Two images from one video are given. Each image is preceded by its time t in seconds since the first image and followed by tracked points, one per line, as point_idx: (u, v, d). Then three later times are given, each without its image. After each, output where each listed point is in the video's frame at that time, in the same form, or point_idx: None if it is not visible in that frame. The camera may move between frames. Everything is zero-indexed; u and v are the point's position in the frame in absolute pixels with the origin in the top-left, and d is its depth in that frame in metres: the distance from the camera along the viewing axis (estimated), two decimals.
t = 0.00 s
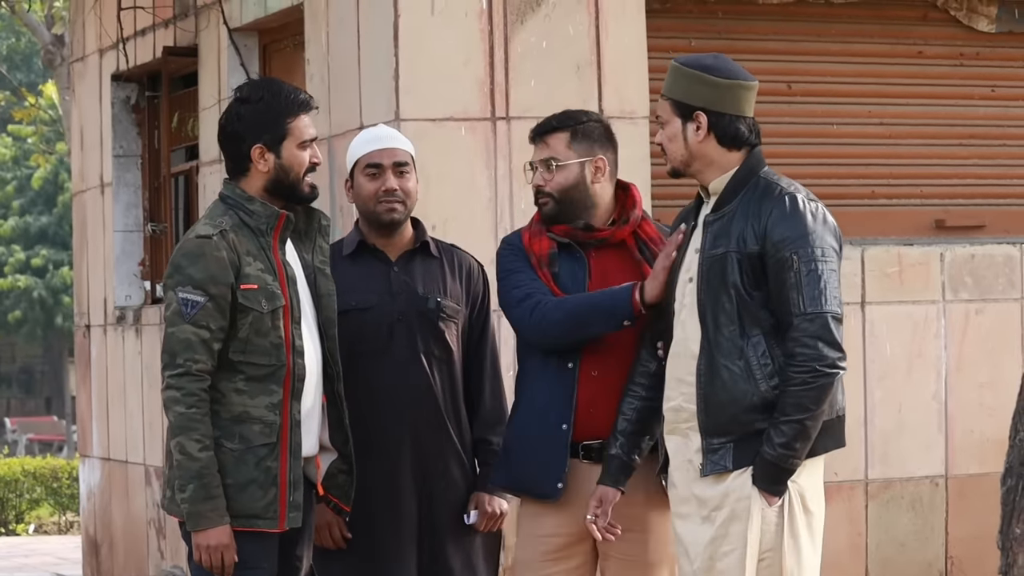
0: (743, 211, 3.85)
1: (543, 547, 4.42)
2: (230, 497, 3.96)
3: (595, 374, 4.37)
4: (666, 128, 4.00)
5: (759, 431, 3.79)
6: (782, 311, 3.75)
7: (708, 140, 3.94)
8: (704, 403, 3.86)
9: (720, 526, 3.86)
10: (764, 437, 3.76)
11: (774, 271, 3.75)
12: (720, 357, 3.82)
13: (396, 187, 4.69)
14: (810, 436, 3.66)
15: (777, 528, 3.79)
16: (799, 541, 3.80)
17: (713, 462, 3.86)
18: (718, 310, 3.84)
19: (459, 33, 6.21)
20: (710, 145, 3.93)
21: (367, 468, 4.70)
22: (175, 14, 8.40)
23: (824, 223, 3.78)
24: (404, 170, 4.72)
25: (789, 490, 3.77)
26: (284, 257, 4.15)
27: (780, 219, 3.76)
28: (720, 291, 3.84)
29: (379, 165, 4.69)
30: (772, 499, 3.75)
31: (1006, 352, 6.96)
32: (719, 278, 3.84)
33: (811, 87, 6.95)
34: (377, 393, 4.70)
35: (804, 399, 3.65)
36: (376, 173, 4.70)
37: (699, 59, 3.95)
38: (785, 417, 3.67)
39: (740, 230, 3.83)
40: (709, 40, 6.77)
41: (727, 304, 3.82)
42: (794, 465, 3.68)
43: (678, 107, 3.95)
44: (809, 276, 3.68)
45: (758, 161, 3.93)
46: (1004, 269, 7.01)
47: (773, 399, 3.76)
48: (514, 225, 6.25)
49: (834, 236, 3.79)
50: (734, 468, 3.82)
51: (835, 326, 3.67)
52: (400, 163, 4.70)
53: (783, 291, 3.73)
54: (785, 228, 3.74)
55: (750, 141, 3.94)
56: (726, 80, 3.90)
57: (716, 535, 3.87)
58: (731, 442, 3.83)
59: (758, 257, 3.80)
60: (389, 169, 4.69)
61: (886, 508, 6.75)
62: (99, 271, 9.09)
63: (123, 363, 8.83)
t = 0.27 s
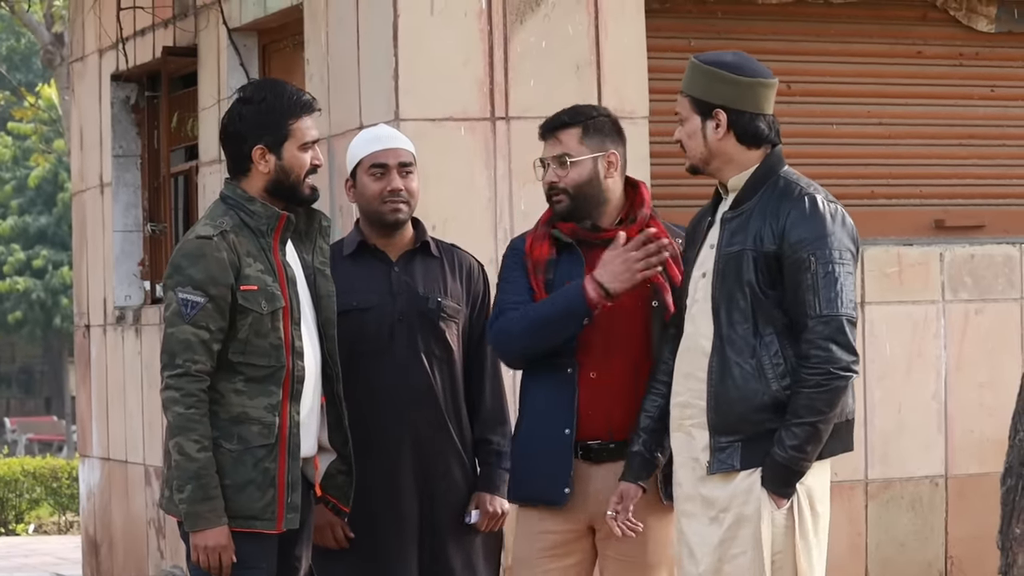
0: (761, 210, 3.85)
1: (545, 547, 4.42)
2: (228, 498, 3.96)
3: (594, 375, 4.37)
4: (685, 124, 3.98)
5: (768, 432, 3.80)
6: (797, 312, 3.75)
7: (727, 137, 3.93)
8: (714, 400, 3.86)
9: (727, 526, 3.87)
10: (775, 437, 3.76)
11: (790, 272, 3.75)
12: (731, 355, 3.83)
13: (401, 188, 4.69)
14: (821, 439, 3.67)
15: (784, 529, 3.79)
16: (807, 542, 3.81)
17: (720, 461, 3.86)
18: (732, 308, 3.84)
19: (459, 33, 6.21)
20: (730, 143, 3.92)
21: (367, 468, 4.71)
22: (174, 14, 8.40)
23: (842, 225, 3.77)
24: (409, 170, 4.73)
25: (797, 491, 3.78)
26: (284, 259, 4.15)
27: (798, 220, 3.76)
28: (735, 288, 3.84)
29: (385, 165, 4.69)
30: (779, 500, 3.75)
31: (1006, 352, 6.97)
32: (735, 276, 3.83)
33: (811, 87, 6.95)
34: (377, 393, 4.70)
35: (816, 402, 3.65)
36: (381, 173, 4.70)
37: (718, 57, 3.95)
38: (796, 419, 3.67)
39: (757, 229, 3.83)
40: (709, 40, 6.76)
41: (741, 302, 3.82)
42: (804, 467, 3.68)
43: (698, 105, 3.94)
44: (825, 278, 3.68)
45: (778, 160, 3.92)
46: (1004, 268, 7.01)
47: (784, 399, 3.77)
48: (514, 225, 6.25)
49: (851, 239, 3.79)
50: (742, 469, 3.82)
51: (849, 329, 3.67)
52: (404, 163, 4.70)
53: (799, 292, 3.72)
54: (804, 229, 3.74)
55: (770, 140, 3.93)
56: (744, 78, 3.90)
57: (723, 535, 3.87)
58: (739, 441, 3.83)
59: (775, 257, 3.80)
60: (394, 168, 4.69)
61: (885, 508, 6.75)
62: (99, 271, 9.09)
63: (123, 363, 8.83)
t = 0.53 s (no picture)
0: (767, 209, 3.84)
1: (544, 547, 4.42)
2: (228, 498, 3.96)
3: (564, 378, 4.36)
4: (698, 120, 3.98)
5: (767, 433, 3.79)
6: (798, 314, 3.74)
7: (740, 134, 3.92)
8: (716, 400, 3.87)
9: (725, 527, 3.87)
10: (772, 439, 3.76)
11: (793, 273, 3.75)
12: (734, 355, 3.83)
13: (405, 188, 4.69)
14: (819, 442, 3.67)
15: (782, 531, 3.79)
16: (807, 544, 3.78)
17: (720, 460, 3.86)
18: (735, 307, 3.84)
19: (458, 32, 6.21)
20: (743, 140, 3.91)
21: (367, 468, 4.71)
22: (174, 14, 8.39)
23: (847, 226, 3.77)
24: (412, 170, 4.73)
25: (796, 491, 3.76)
26: (284, 258, 4.15)
27: (802, 221, 3.75)
28: (739, 287, 3.84)
29: (389, 166, 4.69)
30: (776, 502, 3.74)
31: (1006, 351, 6.96)
32: (738, 275, 3.84)
33: (811, 86, 6.95)
34: (377, 392, 4.70)
35: (814, 405, 3.65)
36: (385, 174, 4.70)
37: (732, 53, 3.93)
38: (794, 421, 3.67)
39: (762, 229, 3.83)
40: (709, 39, 6.76)
41: (744, 301, 3.82)
42: (800, 470, 3.68)
43: (712, 101, 3.93)
44: (826, 280, 3.68)
45: (790, 156, 3.92)
46: (1004, 268, 7.00)
47: (783, 401, 3.76)
48: (513, 225, 6.24)
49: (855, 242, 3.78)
50: (741, 469, 3.82)
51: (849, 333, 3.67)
52: (407, 162, 4.71)
53: (800, 294, 3.72)
54: (806, 231, 3.74)
55: (782, 136, 3.93)
56: (759, 75, 3.89)
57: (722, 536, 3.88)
58: (739, 441, 3.83)
59: (779, 257, 3.80)
60: (397, 168, 4.70)
61: (886, 507, 6.75)
62: (99, 271, 9.09)
63: (122, 363, 8.84)
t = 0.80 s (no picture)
0: (768, 209, 3.84)
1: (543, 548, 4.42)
2: (229, 499, 3.96)
3: (532, 377, 4.35)
4: (703, 119, 3.97)
5: (765, 433, 3.79)
6: (797, 315, 3.74)
7: (745, 134, 3.92)
8: (716, 400, 3.87)
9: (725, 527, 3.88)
10: (769, 439, 3.76)
11: (793, 273, 3.74)
12: (733, 356, 3.84)
13: (399, 186, 4.69)
14: (815, 444, 3.66)
15: (780, 530, 3.79)
16: (805, 544, 3.76)
17: (720, 460, 3.87)
18: (735, 307, 3.85)
19: (458, 32, 6.21)
20: (748, 140, 3.91)
21: (367, 468, 4.71)
22: (173, 14, 8.40)
23: (847, 227, 3.76)
24: (408, 169, 4.71)
25: (794, 489, 3.75)
26: (283, 259, 4.15)
27: (802, 221, 3.75)
28: (739, 287, 3.84)
29: (382, 164, 4.69)
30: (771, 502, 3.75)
31: (1005, 350, 6.97)
32: (739, 275, 3.84)
33: (811, 86, 6.95)
34: (376, 392, 4.70)
35: (811, 406, 3.64)
36: (379, 172, 4.69)
37: (736, 52, 3.92)
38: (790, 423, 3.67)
39: (763, 228, 3.83)
40: (708, 39, 6.76)
41: (744, 301, 3.82)
42: (796, 471, 3.68)
43: (717, 101, 3.93)
44: (825, 281, 3.68)
45: (795, 154, 3.92)
46: (1003, 267, 7.00)
47: (781, 402, 3.76)
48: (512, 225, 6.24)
49: (856, 244, 3.77)
50: (740, 469, 3.83)
51: (848, 335, 3.66)
52: (402, 161, 4.69)
53: (800, 294, 3.72)
54: (806, 231, 3.73)
55: (787, 134, 3.92)
56: (763, 75, 3.88)
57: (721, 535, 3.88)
58: (738, 441, 3.83)
59: (779, 257, 3.80)
60: (392, 168, 4.68)
61: (885, 507, 6.75)
62: (98, 271, 9.09)
63: (122, 363, 8.84)
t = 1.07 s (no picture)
0: (768, 209, 3.85)
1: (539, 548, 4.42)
2: (231, 500, 3.96)
3: (524, 377, 4.35)
4: (702, 121, 3.97)
5: (765, 434, 3.79)
6: (797, 316, 3.75)
7: (744, 136, 3.92)
8: (715, 401, 3.87)
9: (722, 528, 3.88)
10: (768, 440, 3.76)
11: (792, 274, 3.75)
12: (733, 356, 3.84)
13: (396, 187, 4.69)
14: (814, 446, 3.66)
15: (779, 531, 3.79)
16: (806, 545, 3.77)
17: (719, 461, 3.87)
18: (735, 308, 3.85)
19: (458, 33, 6.21)
20: (748, 141, 3.92)
21: (367, 469, 4.71)
22: (173, 15, 8.40)
23: (847, 228, 3.77)
24: (404, 169, 4.72)
25: (794, 490, 3.75)
26: (283, 259, 4.16)
27: (802, 223, 3.76)
28: (738, 288, 3.85)
29: (379, 165, 4.69)
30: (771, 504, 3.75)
31: (1006, 350, 6.97)
32: (738, 276, 3.84)
33: (811, 86, 6.96)
34: (374, 392, 4.70)
35: (811, 408, 3.65)
36: (375, 173, 4.69)
37: (734, 54, 3.92)
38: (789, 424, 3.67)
39: (762, 229, 3.83)
40: (707, 39, 6.76)
41: (743, 302, 3.83)
42: (796, 472, 3.68)
43: (715, 103, 3.93)
44: (825, 282, 3.69)
45: (795, 155, 3.92)
46: (1003, 267, 7.01)
47: (781, 403, 3.77)
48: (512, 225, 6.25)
49: (855, 245, 3.78)
50: (739, 470, 3.83)
51: (848, 336, 3.67)
52: (398, 162, 4.70)
53: (800, 296, 3.73)
54: (807, 233, 3.74)
55: (786, 135, 3.92)
56: (761, 77, 3.88)
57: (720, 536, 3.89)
58: (738, 442, 3.83)
59: (778, 258, 3.80)
60: (388, 168, 4.69)
61: (885, 507, 6.75)
62: (99, 272, 9.09)
63: (122, 364, 8.84)
